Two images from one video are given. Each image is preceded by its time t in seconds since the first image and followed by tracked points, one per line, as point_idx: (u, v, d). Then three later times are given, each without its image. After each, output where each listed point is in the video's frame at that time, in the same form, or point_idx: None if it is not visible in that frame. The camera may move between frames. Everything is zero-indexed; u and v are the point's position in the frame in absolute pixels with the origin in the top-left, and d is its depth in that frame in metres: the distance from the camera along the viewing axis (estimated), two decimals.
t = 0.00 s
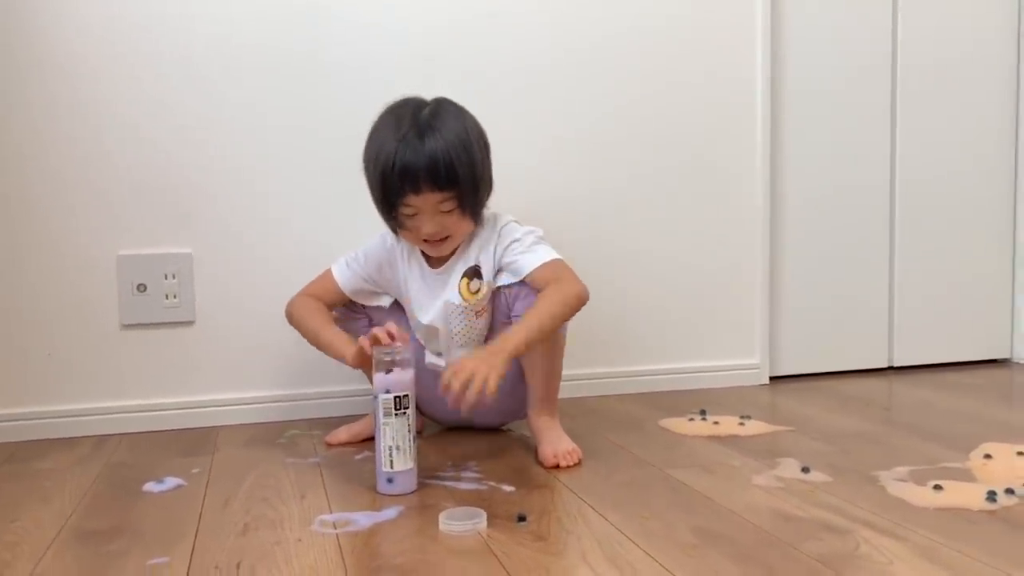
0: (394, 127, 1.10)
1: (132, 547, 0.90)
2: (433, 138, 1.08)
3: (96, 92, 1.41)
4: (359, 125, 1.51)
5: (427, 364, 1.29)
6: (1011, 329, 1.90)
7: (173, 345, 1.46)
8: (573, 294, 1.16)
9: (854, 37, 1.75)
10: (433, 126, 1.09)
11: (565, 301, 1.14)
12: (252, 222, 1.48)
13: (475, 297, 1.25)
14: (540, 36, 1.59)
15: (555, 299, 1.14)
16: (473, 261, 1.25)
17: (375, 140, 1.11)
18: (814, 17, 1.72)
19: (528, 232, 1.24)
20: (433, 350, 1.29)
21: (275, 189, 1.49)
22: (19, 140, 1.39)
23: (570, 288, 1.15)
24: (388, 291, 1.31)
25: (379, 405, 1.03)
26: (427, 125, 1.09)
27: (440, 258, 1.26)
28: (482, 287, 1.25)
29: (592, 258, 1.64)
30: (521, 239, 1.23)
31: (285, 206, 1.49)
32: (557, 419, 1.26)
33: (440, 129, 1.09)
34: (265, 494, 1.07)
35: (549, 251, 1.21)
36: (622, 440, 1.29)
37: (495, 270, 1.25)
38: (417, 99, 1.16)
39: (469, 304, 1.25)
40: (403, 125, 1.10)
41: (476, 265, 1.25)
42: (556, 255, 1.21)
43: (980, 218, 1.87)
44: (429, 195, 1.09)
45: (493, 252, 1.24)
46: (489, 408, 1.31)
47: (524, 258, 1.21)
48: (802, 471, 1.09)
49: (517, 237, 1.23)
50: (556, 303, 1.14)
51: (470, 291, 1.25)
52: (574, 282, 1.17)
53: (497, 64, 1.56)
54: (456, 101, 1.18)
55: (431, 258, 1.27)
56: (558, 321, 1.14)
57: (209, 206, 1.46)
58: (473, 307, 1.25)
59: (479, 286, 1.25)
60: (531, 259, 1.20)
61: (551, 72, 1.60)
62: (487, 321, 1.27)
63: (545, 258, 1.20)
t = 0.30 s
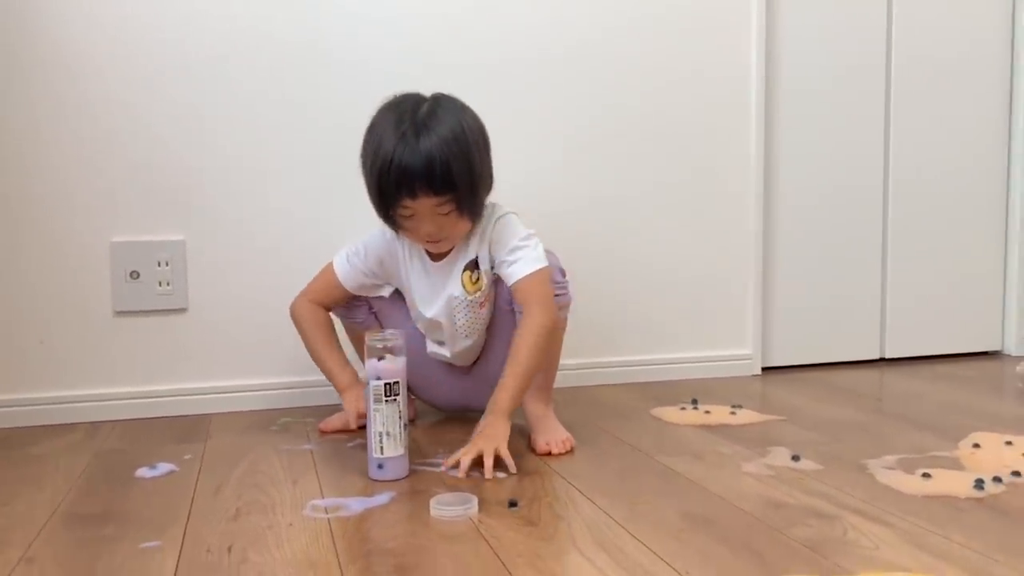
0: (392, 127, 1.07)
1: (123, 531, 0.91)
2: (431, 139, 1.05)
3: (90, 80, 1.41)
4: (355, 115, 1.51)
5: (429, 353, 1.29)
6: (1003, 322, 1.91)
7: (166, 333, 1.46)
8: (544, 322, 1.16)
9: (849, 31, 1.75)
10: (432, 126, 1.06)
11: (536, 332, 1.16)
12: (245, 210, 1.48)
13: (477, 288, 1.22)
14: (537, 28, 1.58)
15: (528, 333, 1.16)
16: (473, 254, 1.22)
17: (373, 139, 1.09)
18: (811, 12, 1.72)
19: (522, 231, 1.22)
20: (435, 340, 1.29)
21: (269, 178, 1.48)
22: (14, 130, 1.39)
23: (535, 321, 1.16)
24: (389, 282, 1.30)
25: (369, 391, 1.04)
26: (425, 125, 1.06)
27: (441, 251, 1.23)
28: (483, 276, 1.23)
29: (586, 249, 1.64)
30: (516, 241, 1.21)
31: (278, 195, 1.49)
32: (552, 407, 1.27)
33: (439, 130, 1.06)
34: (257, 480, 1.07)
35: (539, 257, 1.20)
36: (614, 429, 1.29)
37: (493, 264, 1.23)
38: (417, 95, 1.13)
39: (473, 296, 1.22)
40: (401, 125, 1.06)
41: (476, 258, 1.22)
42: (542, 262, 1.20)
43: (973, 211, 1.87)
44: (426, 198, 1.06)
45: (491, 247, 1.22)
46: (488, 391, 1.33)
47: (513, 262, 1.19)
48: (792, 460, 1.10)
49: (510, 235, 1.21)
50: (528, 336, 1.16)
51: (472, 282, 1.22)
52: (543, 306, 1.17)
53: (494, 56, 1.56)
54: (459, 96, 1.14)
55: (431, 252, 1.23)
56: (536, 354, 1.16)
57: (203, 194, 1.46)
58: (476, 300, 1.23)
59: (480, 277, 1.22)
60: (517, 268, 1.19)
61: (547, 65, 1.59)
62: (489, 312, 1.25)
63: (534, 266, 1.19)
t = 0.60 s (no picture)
0: (381, 113, 1.07)
1: (117, 513, 0.91)
2: (421, 124, 1.05)
3: (80, 68, 1.40)
4: (348, 105, 1.51)
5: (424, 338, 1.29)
6: (994, 309, 1.92)
7: (159, 319, 1.46)
8: (523, 314, 1.16)
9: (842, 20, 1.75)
10: (422, 112, 1.06)
11: (515, 324, 1.15)
12: (238, 197, 1.48)
13: (468, 274, 1.22)
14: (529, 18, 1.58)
15: (508, 324, 1.15)
16: (463, 241, 1.21)
17: (363, 125, 1.09)
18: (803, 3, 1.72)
19: (510, 220, 1.20)
20: (429, 325, 1.29)
21: (262, 165, 1.48)
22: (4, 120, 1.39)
23: (511, 315, 1.16)
24: (379, 268, 1.30)
25: (362, 375, 1.04)
26: (415, 111, 1.06)
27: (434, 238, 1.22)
28: (474, 262, 1.22)
29: (579, 237, 1.64)
30: (502, 230, 1.19)
31: (272, 183, 1.49)
32: (546, 392, 1.27)
33: (429, 117, 1.06)
34: (250, 463, 1.08)
35: (524, 249, 1.18)
36: (606, 414, 1.30)
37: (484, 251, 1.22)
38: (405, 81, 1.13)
39: (465, 282, 1.22)
40: (391, 111, 1.07)
41: (467, 244, 1.22)
42: (528, 252, 1.18)
43: (965, 199, 1.88)
44: (415, 183, 1.06)
45: (481, 234, 1.21)
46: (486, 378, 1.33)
47: (498, 253, 1.18)
48: (783, 442, 1.10)
49: (498, 225, 1.20)
50: (508, 329, 1.15)
51: (464, 268, 1.22)
52: (522, 299, 1.16)
53: (486, 45, 1.56)
54: (449, 84, 1.15)
55: (422, 239, 1.23)
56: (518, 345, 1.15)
57: (197, 181, 1.46)
58: (469, 286, 1.22)
59: (471, 263, 1.22)
60: (501, 258, 1.17)
61: (539, 55, 1.60)
62: (483, 298, 1.25)
63: (518, 258, 1.17)
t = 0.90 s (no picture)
0: (374, 115, 1.07)
1: (116, 518, 0.91)
2: (415, 124, 1.05)
3: (76, 71, 1.40)
4: (347, 106, 1.51)
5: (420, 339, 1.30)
6: (991, 307, 1.93)
7: (156, 322, 1.46)
8: (522, 315, 1.14)
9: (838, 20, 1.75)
10: (415, 112, 1.06)
11: (513, 323, 1.13)
12: (236, 199, 1.48)
13: (460, 280, 1.22)
14: (527, 19, 1.59)
15: (505, 321, 1.13)
16: (455, 247, 1.21)
17: (356, 128, 1.08)
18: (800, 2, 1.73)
19: (502, 223, 1.19)
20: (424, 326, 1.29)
21: (259, 168, 1.49)
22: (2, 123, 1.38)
23: (512, 313, 1.13)
24: (376, 271, 1.30)
25: (360, 378, 1.04)
26: (408, 112, 1.06)
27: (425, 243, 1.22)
28: (466, 268, 1.22)
29: (577, 238, 1.64)
30: (497, 232, 1.18)
31: (269, 185, 1.49)
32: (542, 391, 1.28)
33: (423, 116, 1.06)
34: (248, 466, 1.08)
35: (518, 250, 1.17)
36: (604, 415, 1.30)
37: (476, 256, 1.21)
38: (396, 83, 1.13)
39: (456, 288, 1.22)
40: (384, 112, 1.06)
41: (458, 250, 1.21)
42: (524, 252, 1.17)
43: (961, 198, 1.89)
44: (412, 182, 1.05)
45: (474, 238, 1.20)
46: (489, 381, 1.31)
47: (492, 255, 1.17)
48: (781, 443, 1.11)
49: (490, 229, 1.19)
50: (503, 327, 1.13)
51: (455, 275, 1.22)
52: (523, 298, 1.14)
53: (484, 46, 1.57)
54: (439, 85, 1.15)
55: (415, 243, 1.23)
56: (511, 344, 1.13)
57: (194, 185, 1.46)
58: (460, 292, 1.22)
59: (463, 269, 1.22)
60: (496, 260, 1.17)
61: (536, 56, 1.60)
62: (476, 302, 1.25)
63: (512, 259, 1.16)
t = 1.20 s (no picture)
0: (365, 118, 1.06)
1: (115, 524, 0.91)
2: (403, 128, 1.04)
3: (75, 74, 1.40)
4: (346, 108, 1.51)
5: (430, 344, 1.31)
6: (991, 309, 1.93)
7: (156, 327, 1.46)
8: (483, 340, 1.07)
9: (837, 22, 1.75)
10: (405, 116, 1.05)
11: (473, 349, 1.06)
12: (235, 202, 1.48)
13: (457, 301, 1.20)
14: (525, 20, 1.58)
15: (465, 347, 1.06)
16: (452, 268, 1.18)
17: (348, 131, 1.08)
18: (799, 3, 1.73)
19: (496, 247, 1.14)
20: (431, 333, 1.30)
21: (259, 172, 1.48)
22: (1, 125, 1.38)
23: (471, 337, 1.07)
24: (387, 280, 1.29)
25: (360, 382, 1.04)
26: (398, 116, 1.05)
27: (430, 259, 1.20)
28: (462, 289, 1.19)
29: (577, 241, 1.64)
30: (485, 257, 1.13)
31: (269, 189, 1.49)
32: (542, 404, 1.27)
33: (411, 120, 1.05)
34: (247, 472, 1.07)
35: (497, 277, 1.11)
36: (605, 419, 1.29)
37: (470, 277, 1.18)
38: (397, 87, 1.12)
39: (452, 307, 1.21)
40: (373, 115, 1.06)
41: (454, 271, 1.18)
42: (508, 283, 1.11)
43: (961, 199, 1.89)
44: (396, 189, 1.04)
45: (467, 259, 1.16)
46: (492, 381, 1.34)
47: (474, 275, 1.13)
48: (782, 446, 1.10)
49: (482, 251, 1.14)
50: (462, 353, 1.06)
51: (452, 294, 1.20)
52: (486, 321, 1.08)
53: (483, 47, 1.57)
54: (444, 93, 1.13)
55: (421, 259, 1.21)
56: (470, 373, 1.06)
57: (193, 189, 1.46)
58: (455, 311, 1.21)
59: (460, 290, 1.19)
60: (474, 282, 1.12)
61: (536, 57, 1.60)
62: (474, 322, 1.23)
63: (487, 285, 1.10)
